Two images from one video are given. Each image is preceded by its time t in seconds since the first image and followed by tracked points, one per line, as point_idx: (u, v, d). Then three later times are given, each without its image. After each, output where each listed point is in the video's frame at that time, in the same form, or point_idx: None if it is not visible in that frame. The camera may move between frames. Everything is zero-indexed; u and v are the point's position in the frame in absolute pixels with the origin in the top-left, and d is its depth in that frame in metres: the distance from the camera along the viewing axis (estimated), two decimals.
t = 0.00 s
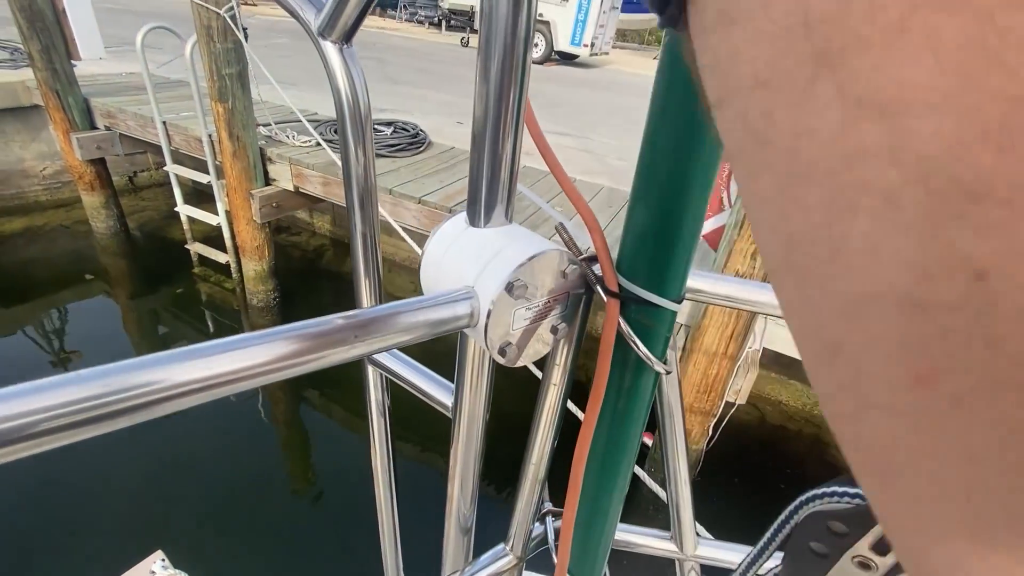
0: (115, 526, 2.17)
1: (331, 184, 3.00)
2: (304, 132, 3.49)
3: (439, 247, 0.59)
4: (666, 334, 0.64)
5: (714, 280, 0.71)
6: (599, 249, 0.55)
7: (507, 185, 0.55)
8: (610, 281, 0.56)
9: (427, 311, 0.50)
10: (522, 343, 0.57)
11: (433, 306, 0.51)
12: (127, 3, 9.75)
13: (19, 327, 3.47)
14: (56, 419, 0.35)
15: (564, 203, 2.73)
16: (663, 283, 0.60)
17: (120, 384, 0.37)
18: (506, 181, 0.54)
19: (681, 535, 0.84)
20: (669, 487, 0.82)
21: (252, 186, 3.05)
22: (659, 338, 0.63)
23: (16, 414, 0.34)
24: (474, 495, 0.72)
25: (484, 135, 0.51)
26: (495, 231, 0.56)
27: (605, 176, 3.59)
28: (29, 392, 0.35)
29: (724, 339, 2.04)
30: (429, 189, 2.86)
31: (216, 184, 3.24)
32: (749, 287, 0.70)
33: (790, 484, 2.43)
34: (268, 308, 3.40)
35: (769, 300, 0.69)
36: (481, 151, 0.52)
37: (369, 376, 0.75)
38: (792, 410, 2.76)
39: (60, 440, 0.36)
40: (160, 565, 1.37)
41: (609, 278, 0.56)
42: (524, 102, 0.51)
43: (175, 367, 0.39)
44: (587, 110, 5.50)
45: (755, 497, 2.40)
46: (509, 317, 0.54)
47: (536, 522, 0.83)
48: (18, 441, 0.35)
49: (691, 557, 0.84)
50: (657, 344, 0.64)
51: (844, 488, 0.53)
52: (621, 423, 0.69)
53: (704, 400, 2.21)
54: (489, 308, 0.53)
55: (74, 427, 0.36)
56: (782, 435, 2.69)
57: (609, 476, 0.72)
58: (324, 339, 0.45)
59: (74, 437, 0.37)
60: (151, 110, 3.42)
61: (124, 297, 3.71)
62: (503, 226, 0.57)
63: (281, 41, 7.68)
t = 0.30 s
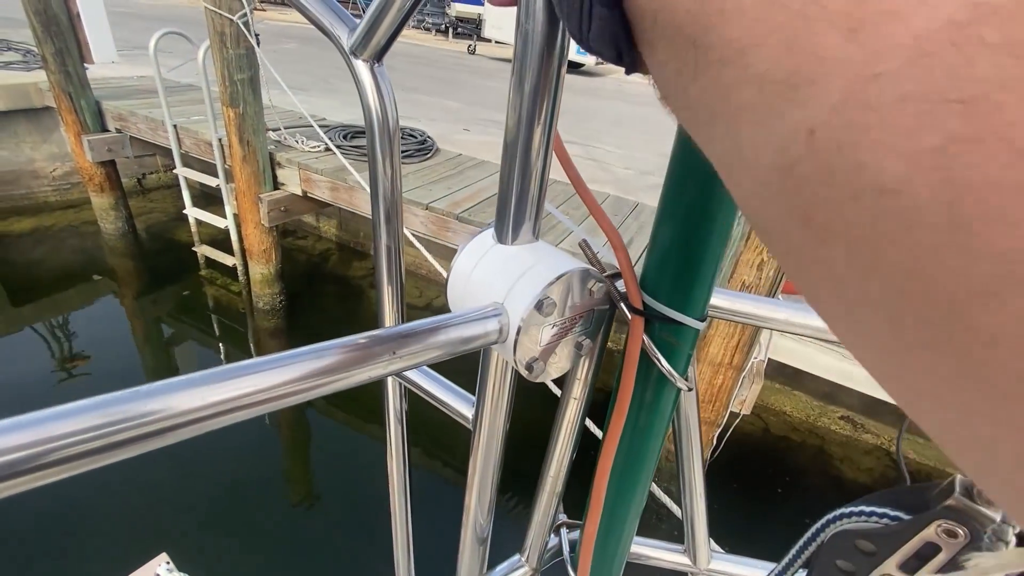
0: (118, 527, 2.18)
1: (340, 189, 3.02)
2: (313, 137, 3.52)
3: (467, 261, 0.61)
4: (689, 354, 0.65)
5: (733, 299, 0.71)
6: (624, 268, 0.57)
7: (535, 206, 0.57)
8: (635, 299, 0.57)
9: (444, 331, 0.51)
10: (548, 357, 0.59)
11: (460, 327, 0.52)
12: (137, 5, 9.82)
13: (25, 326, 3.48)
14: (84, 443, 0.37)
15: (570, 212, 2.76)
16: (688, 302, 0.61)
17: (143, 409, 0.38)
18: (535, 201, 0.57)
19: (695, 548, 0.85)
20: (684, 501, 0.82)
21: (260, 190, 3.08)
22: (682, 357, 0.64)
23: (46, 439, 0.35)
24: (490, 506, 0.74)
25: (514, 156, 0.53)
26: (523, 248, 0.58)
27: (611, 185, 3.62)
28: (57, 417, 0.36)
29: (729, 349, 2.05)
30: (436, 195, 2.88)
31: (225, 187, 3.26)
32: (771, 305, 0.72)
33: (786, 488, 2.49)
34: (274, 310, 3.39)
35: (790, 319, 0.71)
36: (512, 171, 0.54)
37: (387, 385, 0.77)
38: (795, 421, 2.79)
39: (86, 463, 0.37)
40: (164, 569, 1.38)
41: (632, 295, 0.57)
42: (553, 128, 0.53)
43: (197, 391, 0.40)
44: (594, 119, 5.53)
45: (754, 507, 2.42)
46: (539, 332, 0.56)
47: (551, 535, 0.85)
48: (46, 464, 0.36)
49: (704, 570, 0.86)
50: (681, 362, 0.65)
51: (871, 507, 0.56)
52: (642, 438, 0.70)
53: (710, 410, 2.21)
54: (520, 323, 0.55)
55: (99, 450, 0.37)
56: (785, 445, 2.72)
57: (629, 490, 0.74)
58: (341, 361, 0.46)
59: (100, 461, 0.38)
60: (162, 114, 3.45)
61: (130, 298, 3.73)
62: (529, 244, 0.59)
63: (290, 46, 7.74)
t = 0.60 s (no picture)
0: (120, 528, 2.18)
1: (345, 193, 3.04)
2: (320, 140, 3.54)
3: (478, 271, 0.63)
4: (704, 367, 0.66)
5: (751, 311, 0.72)
6: (639, 281, 0.58)
7: (549, 215, 0.58)
8: (650, 312, 0.58)
9: (455, 344, 0.51)
10: (560, 369, 0.59)
11: (471, 339, 0.53)
12: (144, 9, 9.89)
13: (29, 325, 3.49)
14: (89, 461, 0.36)
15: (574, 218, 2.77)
16: (703, 313, 0.62)
17: (150, 426, 0.38)
18: (548, 210, 0.58)
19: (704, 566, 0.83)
20: (695, 514, 0.80)
21: (266, 192, 3.10)
22: (696, 369, 0.65)
23: (51, 457, 0.35)
24: (496, 521, 0.75)
25: (529, 163, 0.55)
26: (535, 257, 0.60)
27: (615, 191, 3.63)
28: (63, 433, 0.35)
29: (733, 357, 2.05)
30: (441, 200, 2.89)
31: (231, 189, 3.28)
32: (788, 318, 0.73)
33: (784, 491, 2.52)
34: (277, 312, 3.38)
35: (807, 332, 0.72)
36: (526, 178, 0.56)
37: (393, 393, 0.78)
38: (798, 430, 2.78)
39: (91, 482, 0.37)
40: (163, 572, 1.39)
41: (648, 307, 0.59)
42: (568, 140, 0.54)
43: (204, 406, 0.39)
44: (597, 125, 5.55)
45: (749, 510, 2.45)
46: (551, 345, 0.57)
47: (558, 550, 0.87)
48: (51, 484, 0.35)
49: None
50: (695, 376, 0.66)
51: (896, 531, 0.64)
52: (654, 453, 0.71)
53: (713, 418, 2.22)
54: (535, 336, 0.55)
55: (104, 469, 0.37)
56: (788, 454, 2.72)
57: (640, 503, 0.75)
58: (351, 375, 0.45)
59: (106, 478, 0.37)
60: (169, 116, 3.47)
61: (134, 298, 3.74)
62: (542, 253, 0.60)
63: (296, 50, 7.79)
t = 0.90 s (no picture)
0: (122, 526, 2.19)
1: (349, 194, 3.05)
2: (325, 142, 3.56)
3: (484, 272, 0.63)
4: (712, 369, 0.66)
5: (759, 312, 0.73)
6: (648, 281, 0.58)
7: (556, 215, 0.59)
8: (657, 312, 0.59)
9: (460, 342, 0.51)
10: (565, 369, 0.60)
11: (477, 337, 0.53)
12: (152, 10, 9.95)
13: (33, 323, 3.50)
14: (95, 454, 0.36)
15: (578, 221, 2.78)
16: (711, 316, 0.62)
17: (156, 420, 0.38)
18: (555, 210, 0.58)
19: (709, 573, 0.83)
20: (700, 517, 0.81)
21: (271, 192, 3.11)
22: (704, 370, 0.65)
23: (58, 449, 0.35)
24: (500, 521, 0.75)
25: (537, 161, 0.55)
26: (543, 256, 0.60)
27: (619, 195, 3.64)
28: (69, 426, 0.35)
29: (738, 361, 2.05)
30: (445, 201, 2.90)
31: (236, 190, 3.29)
32: (795, 320, 0.73)
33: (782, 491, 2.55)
34: (281, 312, 3.40)
35: (815, 334, 0.72)
36: (534, 176, 0.56)
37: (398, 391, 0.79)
38: (801, 435, 2.78)
39: (96, 476, 0.37)
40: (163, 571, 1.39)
41: (655, 308, 0.59)
42: (576, 141, 0.55)
43: (210, 402, 0.39)
44: (601, 129, 5.56)
45: (747, 512, 2.46)
46: (557, 345, 0.57)
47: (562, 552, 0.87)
48: (57, 477, 0.35)
49: None
50: (702, 376, 0.66)
51: (909, 535, 0.65)
52: (660, 455, 0.72)
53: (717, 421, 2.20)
54: (540, 336, 0.56)
55: (110, 462, 0.37)
56: (791, 460, 2.71)
57: (646, 505, 0.75)
58: (357, 372, 0.45)
59: (111, 472, 0.37)
60: (176, 116, 3.49)
61: (138, 297, 3.75)
62: (549, 253, 0.61)
63: (302, 52, 7.84)
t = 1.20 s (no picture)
0: (125, 525, 2.20)
1: (353, 194, 3.06)
2: (329, 142, 3.57)
3: (489, 273, 0.64)
4: (716, 372, 0.67)
5: (762, 315, 0.73)
6: (652, 283, 0.59)
7: (562, 217, 0.59)
8: (663, 315, 0.59)
9: (466, 343, 0.52)
10: (571, 370, 0.60)
11: (484, 339, 0.54)
12: (157, 11, 10.01)
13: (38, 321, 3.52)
14: (108, 452, 0.36)
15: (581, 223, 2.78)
16: (715, 318, 0.63)
17: (168, 419, 0.38)
18: (562, 211, 0.59)
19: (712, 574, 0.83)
20: (703, 520, 0.81)
21: (275, 192, 3.12)
22: (708, 372, 0.66)
23: (71, 448, 0.35)
24: (503, 522, 0.76)
25: (543, 163, 0.56)
26: (549, 258, 0.61)
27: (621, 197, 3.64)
28: (82, 424, 0.36)
29: (740, 364, 2.06)
30: (448, 202, 2.92)
31: (240, 190, 3.30)
32: (799, 323, 0.74)
33: (779, 488, 2.57)
34: (284, 312, 3.42)
35: (819, 338, 0.73)
36: (540, 179, 0.57)
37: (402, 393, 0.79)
38: (803, 438, 2.78)
39: (108, 473, 0.37)
40: (164, 570, 1.40)
41: (660, 310, 0.59)
42: (583, 144, 0.55)
43: (221, 400, 0.40)
44: (603, 131, 5.57)
45: (745, 512, 2.47)
46: (563, 346, 0.58)
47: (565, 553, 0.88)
48: (69, 475, 0.35)
49: None
50: (706, 379, 0.67)
51: (914, 540, 0.66)
52: (664, 457, 0.72)
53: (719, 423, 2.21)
54: (547, 338, 0.57)
55: (123, 460, 0.37)
56: (793, 462, 2.70)
57: (649, 506, 0.76)
58: (364, 372, 0.46)
59: (123, 470, 0.38)
60: (181, 116, 3.51)
61: (142, 296, 3.76)
62: (554, 255, 0.62)
63: (306, 53, 7.86)
